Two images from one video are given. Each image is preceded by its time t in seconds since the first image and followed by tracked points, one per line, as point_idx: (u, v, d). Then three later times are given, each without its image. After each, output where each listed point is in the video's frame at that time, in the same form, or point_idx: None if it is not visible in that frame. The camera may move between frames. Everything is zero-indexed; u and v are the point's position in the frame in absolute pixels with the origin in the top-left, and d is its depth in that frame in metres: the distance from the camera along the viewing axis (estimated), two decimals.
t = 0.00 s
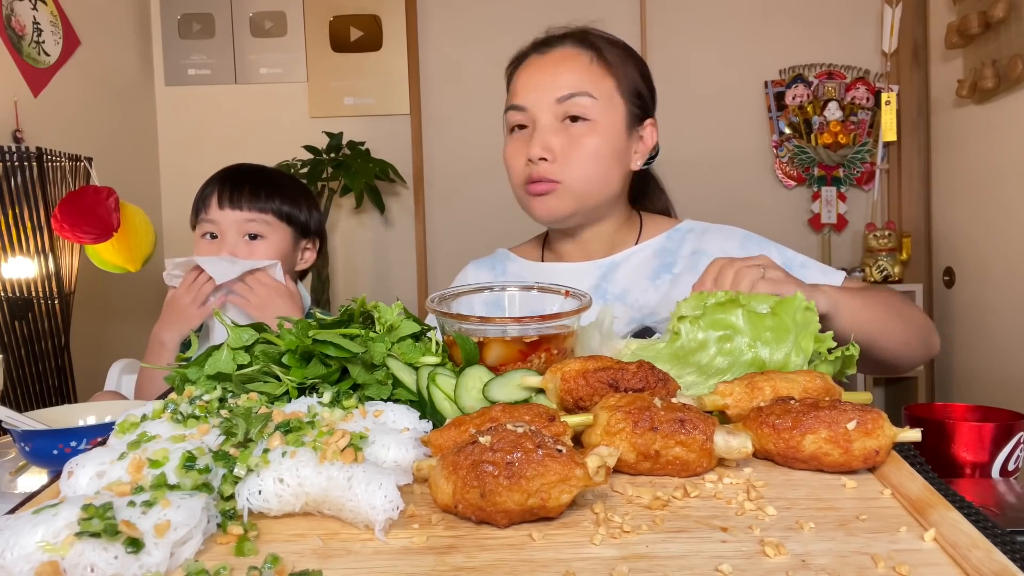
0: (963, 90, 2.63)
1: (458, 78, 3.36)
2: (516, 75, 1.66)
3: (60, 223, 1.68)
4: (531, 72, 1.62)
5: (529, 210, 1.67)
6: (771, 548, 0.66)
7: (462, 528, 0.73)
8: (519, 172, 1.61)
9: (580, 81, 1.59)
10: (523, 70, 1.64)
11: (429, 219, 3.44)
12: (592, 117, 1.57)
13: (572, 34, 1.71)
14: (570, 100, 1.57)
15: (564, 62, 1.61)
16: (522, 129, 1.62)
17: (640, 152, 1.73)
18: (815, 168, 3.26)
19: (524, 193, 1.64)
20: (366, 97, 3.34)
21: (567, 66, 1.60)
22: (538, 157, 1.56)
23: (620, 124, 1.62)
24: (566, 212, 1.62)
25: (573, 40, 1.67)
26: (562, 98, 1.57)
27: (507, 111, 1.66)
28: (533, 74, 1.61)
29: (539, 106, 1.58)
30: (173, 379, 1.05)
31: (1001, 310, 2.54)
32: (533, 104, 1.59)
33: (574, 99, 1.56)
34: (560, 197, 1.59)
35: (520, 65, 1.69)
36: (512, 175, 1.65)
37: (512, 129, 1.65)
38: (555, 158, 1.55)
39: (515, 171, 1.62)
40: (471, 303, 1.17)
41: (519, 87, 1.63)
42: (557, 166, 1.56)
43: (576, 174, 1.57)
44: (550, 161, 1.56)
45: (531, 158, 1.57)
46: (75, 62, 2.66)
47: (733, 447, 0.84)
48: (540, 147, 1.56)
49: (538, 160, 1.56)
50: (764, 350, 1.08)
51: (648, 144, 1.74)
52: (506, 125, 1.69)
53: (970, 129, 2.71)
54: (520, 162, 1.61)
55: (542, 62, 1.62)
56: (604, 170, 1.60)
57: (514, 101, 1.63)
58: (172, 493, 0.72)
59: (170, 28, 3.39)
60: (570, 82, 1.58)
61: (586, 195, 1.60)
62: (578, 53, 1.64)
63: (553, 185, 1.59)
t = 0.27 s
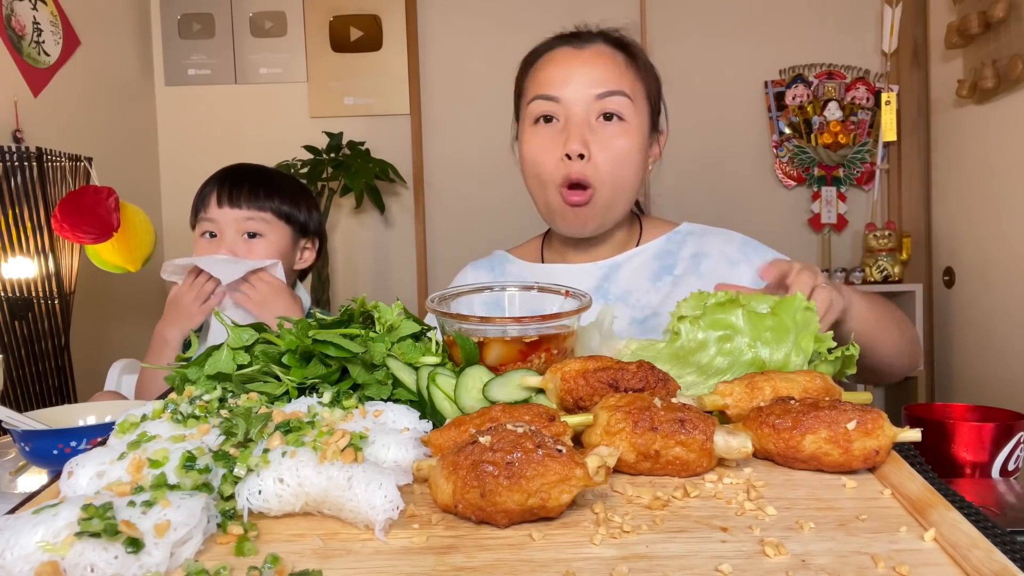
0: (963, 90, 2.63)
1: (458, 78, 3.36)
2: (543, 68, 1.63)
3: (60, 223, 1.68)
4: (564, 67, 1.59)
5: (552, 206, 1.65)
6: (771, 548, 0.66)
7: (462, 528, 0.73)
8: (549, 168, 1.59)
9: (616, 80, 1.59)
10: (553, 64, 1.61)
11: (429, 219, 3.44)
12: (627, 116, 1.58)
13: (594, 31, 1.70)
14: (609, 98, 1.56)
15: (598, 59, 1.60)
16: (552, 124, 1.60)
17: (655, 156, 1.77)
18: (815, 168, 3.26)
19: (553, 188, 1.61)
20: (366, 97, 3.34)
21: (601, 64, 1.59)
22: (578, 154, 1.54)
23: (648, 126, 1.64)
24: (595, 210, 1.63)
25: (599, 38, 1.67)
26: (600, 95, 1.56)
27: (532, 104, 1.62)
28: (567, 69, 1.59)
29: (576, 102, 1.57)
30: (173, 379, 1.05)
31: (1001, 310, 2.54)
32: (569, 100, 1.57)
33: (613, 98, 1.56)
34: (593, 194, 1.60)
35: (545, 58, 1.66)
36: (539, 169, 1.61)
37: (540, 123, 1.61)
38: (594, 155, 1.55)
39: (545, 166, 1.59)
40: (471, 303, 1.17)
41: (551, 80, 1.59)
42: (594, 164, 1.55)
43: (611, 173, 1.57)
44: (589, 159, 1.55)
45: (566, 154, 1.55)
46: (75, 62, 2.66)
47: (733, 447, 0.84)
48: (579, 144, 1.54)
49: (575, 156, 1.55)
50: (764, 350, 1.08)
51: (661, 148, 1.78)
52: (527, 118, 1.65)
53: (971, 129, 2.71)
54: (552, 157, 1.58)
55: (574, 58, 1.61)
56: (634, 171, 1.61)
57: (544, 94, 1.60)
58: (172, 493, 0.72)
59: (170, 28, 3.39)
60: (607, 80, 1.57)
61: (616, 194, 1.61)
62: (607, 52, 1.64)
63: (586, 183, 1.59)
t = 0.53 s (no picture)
0: (963, 91, 2.63)
1: (458, 78, 3.36)
2: (554, 68, 1.62)
3: (59, 222, 1.68)
4: (575, 67, 1.59)
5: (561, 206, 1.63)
6: (771, 548, 0.66)
7: (462, 528, 0.73)
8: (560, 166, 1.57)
9: (627, 81, 1.60)
10: (565, 64, 1.61)
11: (429, 219, 3.44)
12: (637, 116, 1.58)
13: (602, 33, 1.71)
14: (620, 98, 1.56)
15: (608, 60, 1.60)
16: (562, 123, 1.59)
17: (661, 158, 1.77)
18: (815, 168, 3.26)
19: (563, 187, 1.60)
20: (366, 97, 3.34)
21: (613, 64, 1.60)
22: (590, 152, 1.53)
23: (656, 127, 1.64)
24: (604, 210, 1.62)
25: (608, 40, 1.68)
26: (612, 95, 1.56)
27: (542, 102, 1.61)
28: (578, 69, 1.59)
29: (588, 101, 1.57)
30: (173, 379, 1.05)
31: (1001, 310, 2.54)
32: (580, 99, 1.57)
33: (624, 98, 1.56)
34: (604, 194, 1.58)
35: (555, 58, 1.66)
36: (548, 168, 1.60)
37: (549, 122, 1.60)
38: (606, 154, 1.54)
39: (556, 164, 1.58)
40: (470, 303, 1.17)
41: (563, 80, 1.59)
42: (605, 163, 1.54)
43: (622, 172, 1.56)
44: (601, 158, 1.54)
45: (577, 152, 1.54)
46: (75, 62, 2.66)
47: (733, 447, 0.84)
48: (591, 143, 1.53)
49: (587, 154, 1.53)
50: (764, 350, 1.08)
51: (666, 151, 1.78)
52: (536, 117, 1.64)
53: (971, 129, 2.71)
54: (562, 156, 1.57)
55: (585, 58, 1.61)
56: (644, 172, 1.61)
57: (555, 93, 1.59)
58: (172, 493, 0.72)
59: (170, 28, 3.39)
60: (618, 80, 1.58)
61: (627, 194, 1.61)
62: (617, 53, 1.64)
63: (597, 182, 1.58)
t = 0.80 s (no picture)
0: (963, 90, 2.63)
1: (458, 78, 3.36)
2: (561, 69, 1.62)
3: (59, 222, 1.68)
4: (583, 68, 1.59)
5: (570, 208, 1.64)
6: (771, 548, 0.66)
7: (462, 528, 0.73)
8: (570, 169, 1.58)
9: (634, 81, 1.60)
10: (572, 65, 1.61)
11: (429, 219, 3.44)
12: (646, 118, 1.59)
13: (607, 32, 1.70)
14: (629, 100, 1.57)
15: (616, 61, 1.60)
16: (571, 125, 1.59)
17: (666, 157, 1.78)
18: (815, 168, 3.26)
19: (573, 189, 1.60)
20: (366, 97, 3.34)
21: (620, 65, 1.60)
22: (600, 155, 1.54)
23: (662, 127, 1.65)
24: (614, 212, 1.63)
25: (614, 40, 1.67)
26: (620, 97, 1.57)
27: (550, 104, 1.61)
28: (586, 70, 1.59)
29: (597, 104, 1.57)
30: (173, 379, 1.05)
31: (1001, 310, 2.54)
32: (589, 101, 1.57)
33: (633, 99, 1.57)
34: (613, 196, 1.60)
35: (562, 58, 1.65)
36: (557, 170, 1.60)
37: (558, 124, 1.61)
38: (616, 157, 1.55)
39: (565, 166, 1.58)
40: (470, 303, 1.17)
41: (572, 82, 1.59)
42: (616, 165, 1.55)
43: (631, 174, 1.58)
44: (611, 161, 1.55)
45: (588, 155, 1.55)
46: (75, 62, 2.66)
47: (733, 447, 0.84)
48: (602, 146, 1.54)
49: (598, 157, 1.55)
50: (764, 350, 1.08)
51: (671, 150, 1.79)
52: (543, 118, 1.64)
53: (971, 129, 2.71)
54: (572, 158, 1.58)
55: (592, 59, 1.60)
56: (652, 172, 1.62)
57: (563, 95, 1.59)
58: (172, 493, 0.72)
59: (170, 28, 3.39)
60: (626, 81, 1.58)
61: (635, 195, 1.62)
62: (624, 53, 1.64)
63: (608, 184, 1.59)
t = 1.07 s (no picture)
0: (963, 90, 2.63)
1: (458, 79, 3.36)
2: (584, 72, 1.61)
3: (59, 223, 1.68)
4: (607, 72, 1.59)
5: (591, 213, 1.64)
6: (771, 548, 0.66)
7: (462, 528, 0.73)
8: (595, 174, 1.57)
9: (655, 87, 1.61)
10: (596, 68, 1.60)
11: (429, 219, 3.44)
12: (666, 124, 1.60)
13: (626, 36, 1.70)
14: (652, 105, 1.57)
15: (640, 67, 1.60)
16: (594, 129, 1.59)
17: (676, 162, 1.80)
18: (815, 168, 3.26)
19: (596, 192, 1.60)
20: (366, 97, 3.34)
21: (645, 71, 1.60)
22: (627, 160, 1.54)
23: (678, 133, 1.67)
24: (636, 217, 1.63)
25: (634, 45, 1.67)
26: (646, 103, 1.57)
27: (573, 107, 1.60)
28: (611, 75, 1.58)
29: (622, 109, 1.57)
30: (173, 379, 1.05)
31: (1001, 310, 2.54)
32: (614, 106, 1.57)
33: (656, 105, 1.57)
34: (636, 201, 1.60)
35: (583, 61, 1.64)
36: (581, 174, 1.59)
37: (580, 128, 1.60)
38: (641, 162, 1.55)
39: (589, 170, 1.58)
40: (470, 303, 1.17)
41: (595, 86, 1.58)
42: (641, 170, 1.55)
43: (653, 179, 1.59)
44: (637, 166, 1.55)
45: (614, 160, 1.54)
46: (75, 62, 2.65)
47: (733, 448, 0.84)
48: (628, 150, 1.54)
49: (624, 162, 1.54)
50: (764, 350, 1.08)
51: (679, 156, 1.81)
52: (564, 120, 1.62)
53: (971, 129, 2.71)
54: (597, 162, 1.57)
55: (616, 63, 1.60)
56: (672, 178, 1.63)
57: (587, 100, 1.59)
58: (172, 493, 0.72)
59: (170, 28, 3.39)
60: (651, 88, 1.58)
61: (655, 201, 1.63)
62: (646, 59, 1.64)
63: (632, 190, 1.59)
